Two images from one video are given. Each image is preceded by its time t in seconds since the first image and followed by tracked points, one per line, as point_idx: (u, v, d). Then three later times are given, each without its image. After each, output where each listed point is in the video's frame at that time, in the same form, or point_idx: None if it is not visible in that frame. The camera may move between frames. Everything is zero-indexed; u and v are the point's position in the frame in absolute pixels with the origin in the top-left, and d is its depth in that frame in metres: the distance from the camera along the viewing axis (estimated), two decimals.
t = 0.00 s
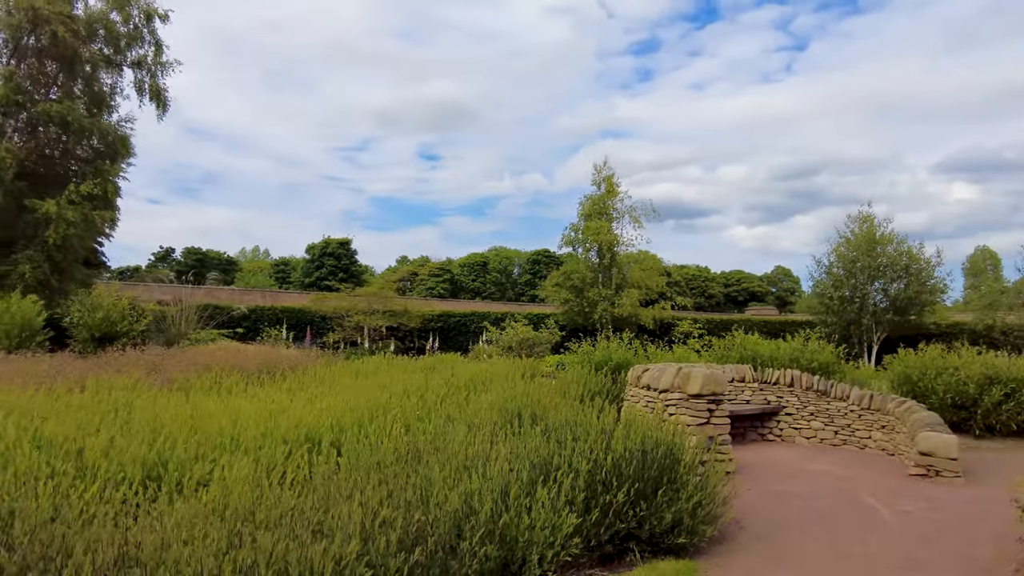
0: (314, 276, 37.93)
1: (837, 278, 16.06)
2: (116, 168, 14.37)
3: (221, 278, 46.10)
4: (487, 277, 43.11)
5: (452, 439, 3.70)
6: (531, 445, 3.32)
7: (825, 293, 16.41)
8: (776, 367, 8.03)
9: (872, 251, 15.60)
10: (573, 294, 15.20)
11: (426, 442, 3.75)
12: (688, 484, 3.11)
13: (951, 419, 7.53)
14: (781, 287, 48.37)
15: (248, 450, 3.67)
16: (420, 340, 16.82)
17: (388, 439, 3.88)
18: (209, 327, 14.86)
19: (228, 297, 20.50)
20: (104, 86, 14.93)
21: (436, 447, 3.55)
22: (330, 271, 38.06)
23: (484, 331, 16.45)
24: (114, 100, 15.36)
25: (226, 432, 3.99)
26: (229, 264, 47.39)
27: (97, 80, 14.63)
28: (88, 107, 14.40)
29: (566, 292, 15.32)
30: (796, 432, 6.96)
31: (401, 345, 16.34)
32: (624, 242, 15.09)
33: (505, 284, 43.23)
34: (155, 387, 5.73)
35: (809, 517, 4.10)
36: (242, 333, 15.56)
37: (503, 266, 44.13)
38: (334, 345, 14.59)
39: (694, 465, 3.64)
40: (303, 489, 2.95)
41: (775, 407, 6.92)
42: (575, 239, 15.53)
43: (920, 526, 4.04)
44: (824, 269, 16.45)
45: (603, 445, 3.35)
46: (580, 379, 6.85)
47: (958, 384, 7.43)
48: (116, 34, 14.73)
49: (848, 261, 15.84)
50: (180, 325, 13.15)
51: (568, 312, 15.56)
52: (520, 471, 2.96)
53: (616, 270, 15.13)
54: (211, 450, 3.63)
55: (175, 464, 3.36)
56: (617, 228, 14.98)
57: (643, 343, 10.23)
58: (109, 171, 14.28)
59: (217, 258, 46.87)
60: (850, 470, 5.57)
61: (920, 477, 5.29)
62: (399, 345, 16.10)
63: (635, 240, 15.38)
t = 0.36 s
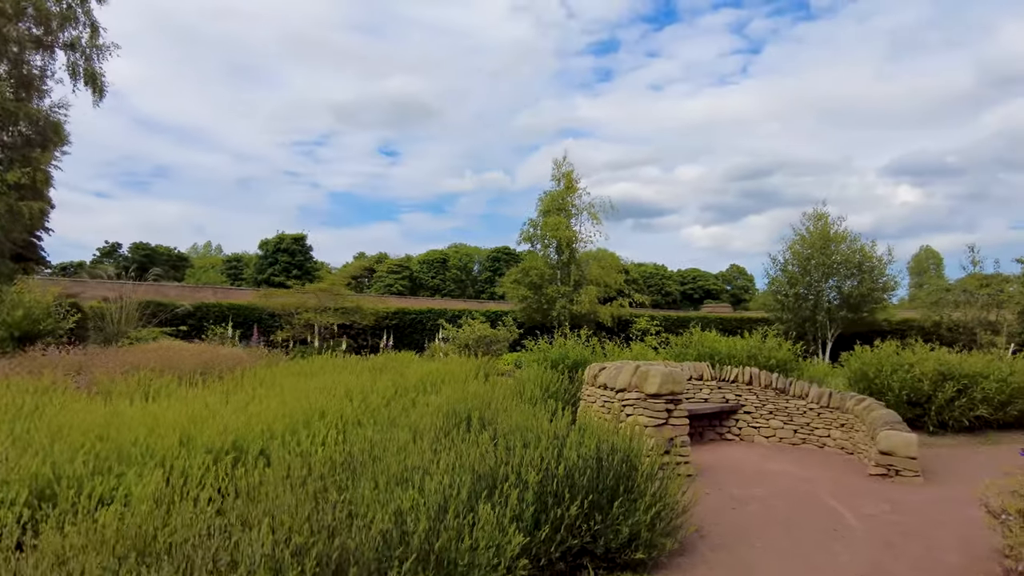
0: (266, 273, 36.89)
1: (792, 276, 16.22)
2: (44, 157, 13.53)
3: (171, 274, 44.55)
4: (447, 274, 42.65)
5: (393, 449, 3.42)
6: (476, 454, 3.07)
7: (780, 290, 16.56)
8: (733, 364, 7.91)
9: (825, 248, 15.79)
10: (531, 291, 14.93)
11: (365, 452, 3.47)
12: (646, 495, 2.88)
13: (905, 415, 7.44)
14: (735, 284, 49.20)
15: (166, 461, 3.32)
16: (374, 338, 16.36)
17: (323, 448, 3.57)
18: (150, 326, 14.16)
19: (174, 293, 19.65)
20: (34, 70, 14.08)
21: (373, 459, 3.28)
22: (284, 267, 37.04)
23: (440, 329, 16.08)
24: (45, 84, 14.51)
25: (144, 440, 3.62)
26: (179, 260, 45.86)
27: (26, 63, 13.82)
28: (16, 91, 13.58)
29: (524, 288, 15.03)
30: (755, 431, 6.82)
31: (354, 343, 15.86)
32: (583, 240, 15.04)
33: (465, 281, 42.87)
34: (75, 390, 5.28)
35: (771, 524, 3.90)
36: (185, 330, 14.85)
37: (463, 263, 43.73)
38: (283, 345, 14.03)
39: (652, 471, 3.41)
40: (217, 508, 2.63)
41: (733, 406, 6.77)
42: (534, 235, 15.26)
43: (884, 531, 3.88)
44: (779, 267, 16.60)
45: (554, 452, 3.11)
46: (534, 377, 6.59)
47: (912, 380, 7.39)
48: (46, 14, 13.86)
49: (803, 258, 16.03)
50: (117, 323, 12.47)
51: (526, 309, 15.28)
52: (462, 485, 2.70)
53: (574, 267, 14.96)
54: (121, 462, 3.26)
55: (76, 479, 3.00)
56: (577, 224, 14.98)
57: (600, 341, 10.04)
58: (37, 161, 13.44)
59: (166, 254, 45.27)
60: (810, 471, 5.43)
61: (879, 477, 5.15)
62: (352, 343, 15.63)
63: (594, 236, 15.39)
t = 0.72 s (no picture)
0: (225, 265, 35.88)
1: (756, 270, 16.27)
2: None
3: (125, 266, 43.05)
4: (412, 268, 42.09)
5: (335, 455, 3.13)
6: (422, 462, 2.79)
7: (745, 285, 16.59)
8: (700, 359, 7.75)
9: (789, 243, 15.83)
10: (496, 284, 14.61)
11: (305, 459, 3.18)
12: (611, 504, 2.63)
13: (872, 410, 7.36)
14: (698, 280, 49.68)
15: (78, 469, 2.97)
16: (334, 332, 15.90)
17: (259, 453, 3.26)
18: (97, 319, 13.48)
19: (124, 285, 18.85)
20: None
21: (313, 466, 2.98)
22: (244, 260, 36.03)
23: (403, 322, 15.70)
24: None
25: (57, 444, 3.25)
26: (134, 252, 44.35)
27: None
28: None
29: (489, 281, 14.70)
30: (722, 427, 6.66)
31: (313, 337, 15.39)
32: (550, 234, 14.89)
33: (431, 275, 42.40)
34: None
35: (744, 529, 3.69)
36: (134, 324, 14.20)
37: (428, 257, 43.22)
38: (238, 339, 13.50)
39: (618, 475, 3.15)
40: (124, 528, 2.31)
41: (701, 401, 6.61)
42: (500, 227, 14.99)
43: (860, 534, 3.70)
44: (743, 261, 16.63)
45: (509, 456, 2.84)
46: (497, 373, 6.31)
47: (879, 374, 7.31)
48: None
49: (767, 253, 16.05)
50: (58, 316, 11.81)
51: (491, 303, 14.94)
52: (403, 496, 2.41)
53: (540, 260, 14.85)
54: (25, 471, 2.90)
55: None
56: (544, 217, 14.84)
57: (565, 335, 9.82)
58: None
59: (120, 245, 43.73)
60: (780, 469, 5.26)
61: (851, 475, 5.01)
62: (311, 337, 15.15)
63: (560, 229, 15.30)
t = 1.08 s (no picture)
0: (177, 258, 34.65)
1: (715, 265, 16.28)
2: None
3: (70, 259, 41.26)
4: (372, 262, 41.35)
5: (262, 462, 2.83)
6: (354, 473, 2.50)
7: (704, 279, 16.61)
8: (660, 353, 7.57)
9: (749, 238, 15.86)
10: (456, 278, 14.27)
11: (229, 466, 2.87)
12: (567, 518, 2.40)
13: (833, 405, 7.29)
14: (658, 276, 50.07)
15: None
16: (286, 327, 15.36)
17: (181, 458, 2.95)
18: (31, 313, 12.72)
19: (64, 278, 17.92)
20: None
21: (235, 474, 2.68)
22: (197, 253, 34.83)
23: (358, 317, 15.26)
24: None
25: None
26: (80, 243, 42.56)
27: None
28: None
29: (449, 275, 14.37)
30: (683, 423, 6.50)
31: (264, 332, 14.83)
32: (510, 228, 14.60)
33: (391, 270, 41.72)
34: None
35: (708, 534, 3.49)
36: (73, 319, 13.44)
37: (388, 252, 42.53)
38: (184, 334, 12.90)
39: (575, 482, 2.90)
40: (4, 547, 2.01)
41: (661, 397, 6.43)
42: (459, 220, 14.68)
43: (829, 537, 3.54)
44: (703, 256, 16.63)
45: (453, 464, 2.56)
46: (449, 368, 6.08)
47: (840, 369, 7.24)
48: None
49: (727, 248, 16.05)
50: None
51: (450, 296, 14.61)
52: (326, 512, 2.12)
53: (501, 254, 14.58)
54: None
55: None
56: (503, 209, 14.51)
57: (525, 329, 9.55)
58: None
59: (64, 237, 41.88)
60: (743, 467, 5.10)
61: (815, 473, 4.87)
62: (261, 332, 14.60)
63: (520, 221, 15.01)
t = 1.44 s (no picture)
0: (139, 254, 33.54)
1: (686, 262, 16.16)
2: None
3: (24, 254, 39.72)
4: (341, 259, 40.59)
5: (183, 483, 2.50)
6: (278, 501, 2.17)
7: (675, 276, 16.50)
8: (631, 352, 7.33)
9: (719, 234, 15.77)
10: (423, 274, 13.89)
11: (146, 489, 2.54)
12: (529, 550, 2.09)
13: (806, 405, 7.12)
14: (629, 274, 50.17)
15: None
16: (246, 325, 14.82)
17: (94, 476, 2.63)
18: None
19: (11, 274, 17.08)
20: None
21: (148, 498, 2.35)
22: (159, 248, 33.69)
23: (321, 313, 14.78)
24: None
25: None
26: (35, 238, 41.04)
27: None
28: None
29: (415, 271, 13.99)
30: (655, 425, 6.25)
31: (222, 331, 14.29)
32: (479, 224, 14.28)
33: (361, 267, 41.04)
34: None
35: (683, 550, 3.23)
36: (17, 317, 12.74)
37: (358, 249, 41.82)
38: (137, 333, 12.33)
39: (539, 502, 2.57)
40: None
41: (632, 398, 6.19)
42: (426, 215, 14.36)
43: (812, 550, 3.30)
44: (673, 253, 16.51)
45: (394, 486, 2.23)
46: (409, 371, 5.77)
47: (814, 367, 7.07)
48: None
49: (697, 245, 15.95)
50: None
51: (417, 292, 14.24)
52: (234, 550, 1.82)
53: (470, 250, 14.24)
54: None
55: None
56: (471, 203, 14.19)
57: (492, 327, 9.25)
58: None
59: (19, 232, 40.28)
60: (718, 472, 4.87)
61: (793, 478, 4.66)
62: (220, 331, 14.05)
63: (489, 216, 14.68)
